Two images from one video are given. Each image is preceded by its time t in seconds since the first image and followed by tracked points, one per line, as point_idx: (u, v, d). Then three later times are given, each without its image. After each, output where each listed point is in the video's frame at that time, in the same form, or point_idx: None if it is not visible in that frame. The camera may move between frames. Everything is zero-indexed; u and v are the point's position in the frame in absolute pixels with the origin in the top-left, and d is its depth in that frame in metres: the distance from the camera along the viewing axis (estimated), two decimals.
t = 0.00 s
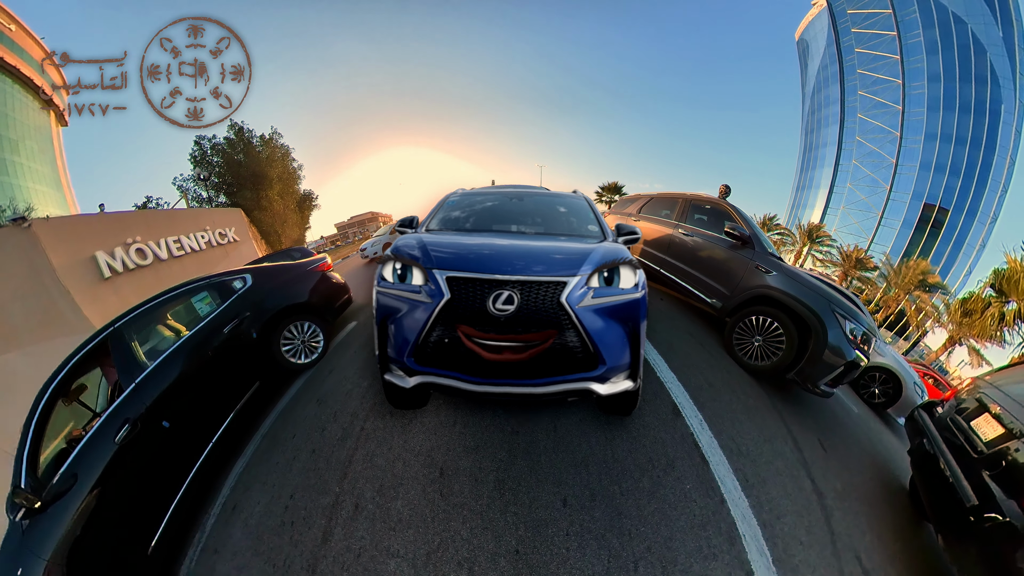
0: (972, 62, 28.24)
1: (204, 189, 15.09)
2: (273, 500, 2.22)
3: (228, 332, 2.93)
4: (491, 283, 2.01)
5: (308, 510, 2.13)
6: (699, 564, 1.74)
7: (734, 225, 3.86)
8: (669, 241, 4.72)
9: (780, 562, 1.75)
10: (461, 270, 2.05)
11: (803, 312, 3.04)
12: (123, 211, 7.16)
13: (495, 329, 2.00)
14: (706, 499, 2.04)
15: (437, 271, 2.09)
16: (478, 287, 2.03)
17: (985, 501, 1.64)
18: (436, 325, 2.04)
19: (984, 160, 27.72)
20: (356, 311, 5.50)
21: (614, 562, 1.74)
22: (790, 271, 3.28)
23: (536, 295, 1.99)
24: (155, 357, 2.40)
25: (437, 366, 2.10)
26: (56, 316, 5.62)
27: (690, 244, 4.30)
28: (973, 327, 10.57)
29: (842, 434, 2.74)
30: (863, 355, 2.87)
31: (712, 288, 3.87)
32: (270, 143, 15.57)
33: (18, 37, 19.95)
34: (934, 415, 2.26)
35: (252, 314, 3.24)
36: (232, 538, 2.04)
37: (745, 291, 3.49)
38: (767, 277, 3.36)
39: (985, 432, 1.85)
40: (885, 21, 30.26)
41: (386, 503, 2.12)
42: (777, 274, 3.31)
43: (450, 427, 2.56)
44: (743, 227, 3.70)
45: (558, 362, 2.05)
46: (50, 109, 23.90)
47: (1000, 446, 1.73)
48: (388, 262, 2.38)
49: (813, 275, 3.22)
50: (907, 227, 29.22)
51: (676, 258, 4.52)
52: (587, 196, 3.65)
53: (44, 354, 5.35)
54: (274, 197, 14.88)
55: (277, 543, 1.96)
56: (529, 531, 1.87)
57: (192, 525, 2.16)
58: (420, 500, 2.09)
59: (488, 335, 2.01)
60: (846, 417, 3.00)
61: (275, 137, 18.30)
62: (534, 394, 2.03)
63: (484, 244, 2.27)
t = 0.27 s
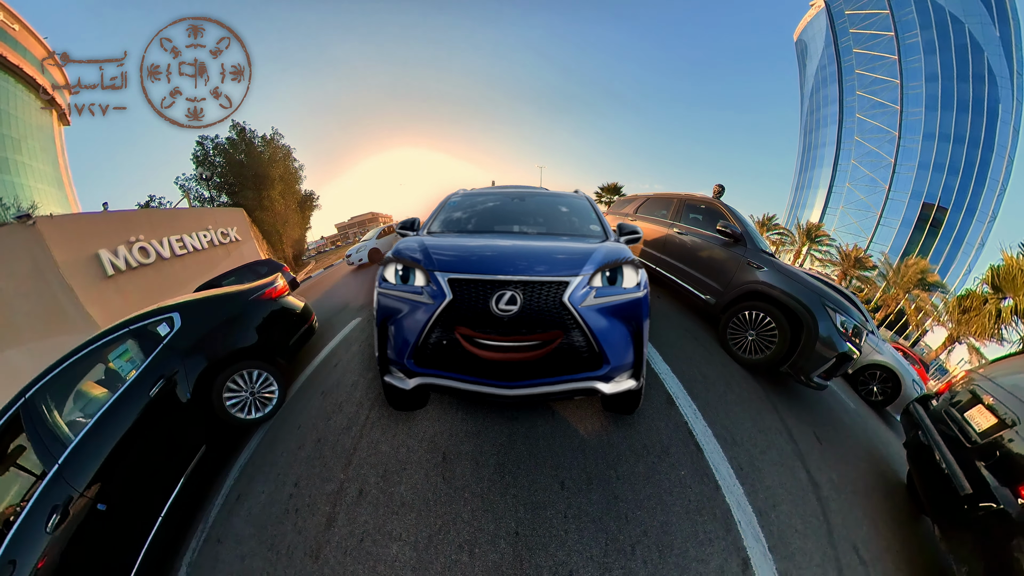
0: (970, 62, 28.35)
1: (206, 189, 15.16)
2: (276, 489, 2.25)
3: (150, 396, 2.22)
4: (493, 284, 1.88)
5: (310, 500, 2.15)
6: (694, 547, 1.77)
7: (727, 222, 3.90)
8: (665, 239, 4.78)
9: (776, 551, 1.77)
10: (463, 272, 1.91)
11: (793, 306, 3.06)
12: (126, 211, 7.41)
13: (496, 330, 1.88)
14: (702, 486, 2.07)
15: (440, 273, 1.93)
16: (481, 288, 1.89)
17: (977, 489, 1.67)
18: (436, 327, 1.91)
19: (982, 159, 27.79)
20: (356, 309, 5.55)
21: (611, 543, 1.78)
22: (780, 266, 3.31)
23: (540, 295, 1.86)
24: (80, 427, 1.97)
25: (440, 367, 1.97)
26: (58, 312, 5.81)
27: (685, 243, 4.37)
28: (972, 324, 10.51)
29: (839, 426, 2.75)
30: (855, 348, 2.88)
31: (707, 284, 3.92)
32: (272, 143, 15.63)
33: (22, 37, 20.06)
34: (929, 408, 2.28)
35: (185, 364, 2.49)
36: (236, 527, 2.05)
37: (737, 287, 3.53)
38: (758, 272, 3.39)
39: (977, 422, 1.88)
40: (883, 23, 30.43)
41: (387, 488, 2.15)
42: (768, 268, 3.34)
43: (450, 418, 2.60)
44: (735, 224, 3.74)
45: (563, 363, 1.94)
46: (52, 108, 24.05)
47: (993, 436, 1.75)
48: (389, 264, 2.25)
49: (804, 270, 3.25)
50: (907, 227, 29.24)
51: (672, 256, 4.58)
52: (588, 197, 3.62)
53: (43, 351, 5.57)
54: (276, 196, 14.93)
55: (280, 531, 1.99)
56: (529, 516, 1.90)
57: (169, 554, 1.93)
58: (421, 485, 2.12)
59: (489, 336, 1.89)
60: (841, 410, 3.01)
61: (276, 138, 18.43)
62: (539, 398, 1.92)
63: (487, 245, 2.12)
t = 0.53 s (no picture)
0: (967, 62, 28.45)
1: (207, 189, 15.20)
2: (281, 480, 2.33)
3: (72, 487, 1.83)
4: (495, 280, 1.88)
5: (316, 491, 2.21)
6: (691, 534, 1.81)
7: (720, 221, 3.94)
8: (660, 239, 4.83)
9: (770, 538, 1.80)
10: (466, 268, 1.91)
11: (786, 301, 3.09)
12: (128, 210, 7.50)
13: (499, 325, 1.87)
14: (697, 474, 2.11)
15: (441, 270, 1.94)
16: (483, 284, 1.90)
17: (969, 478, 1.70)
18: (438, 326, 1.91)
19: (980, 159, 27.87)
20: (356, 309, 5.58)
21: (609, 529, 1.82)
22: (772, 263, 3.34)
23: (542, 290, 1.87)
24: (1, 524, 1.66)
25: (440, 367, 1.98)
26: (61, 310, 5.91)
27: (680, 241, 4.42)
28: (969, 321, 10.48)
29: (834, 420, 2.78)
30: (848, 342, 2.90)
31: (701, 282, 3.96)
32: (272, 143, 15.68)
33: (22, 37, 20.12)
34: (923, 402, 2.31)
35: (107, 444, 2.03)
36: (239, 520, 2.11)
37: (731, 283, 3.57)
38: (750, 269, 3.43)
39: (970, 414, 1.90)
40: (881, 24, 30.55)
41: (393, 475, 2.23)
42: (759, 265, 3.38)
43: (455, 408, 2.67)
44: (728, 223, 3.78)
45: (564, 360, 1.93)
46: (53, 108, 24.15)
47: (986, 428, 1.77)
48: (390, 262, 2.25)
49: (796, 266, 3.27)
50: (905, 226, 29.17)
51: (668, 254, 4.62)
52: (589, 192, 3.63)
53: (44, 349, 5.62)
54: (277, 196, 14.97)
55: (283, 521, 2.06)
56: (528, 501, 1.96)
57: (158, 574, 1.89)
58: (424, 470, 2.20)
59: (492, 332, 1.88)
60: (836, 405, 3.03)
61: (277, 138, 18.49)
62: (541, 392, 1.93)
63: (489, 241, 2.13)
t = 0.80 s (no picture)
0: (967, 61, 28.48)
1: (208, 189, 15.24)
2: (287, 468, 2.44)
3: None
4: (490, 283, 1.88)
5: (322, 480, 2.31)
6: (685, 518, 1.88)
7: (713, 218, 4.00)
8: (655, 238, 4.88)
9: (763, 524, 1.85)
10: (460, 269, 1.92)
11: (778, 296, 3.13)
12: (129, 209, 7.53)
13: (493, 330, 1.89)
14: (690, 460, 2.19)
15: (437, 271, 1.94)
16: (478, 286, 1.90)
17: (961, 468, 1.73)
18: (432, 325, 1.91)
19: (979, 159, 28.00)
20: (357, 306, 5.63)
21: (605, 512, 1.91)
22: (764, 260, 3.39)
23: (537, 294, 1.87)
24: None
25: (436, 365, 1.98)
26: (64, 309, 5.97)
27: (674, 239, 4.48)
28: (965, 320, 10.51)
29: (825, 412, 2.84)
30: (840, 336, 2.93)
31: (696, 278, 4.01)
32: (273, 143, 15.71)
33: (21, 37, 20.13)
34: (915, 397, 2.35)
35: (36, 533, 1.72)
36: (244, 508, 2.22)
37: (724, 280, 3.62)
38: (743, 265, 3.48)
39: (962, 406, 1.94)
40: (881, 23, 30.60)
41: (399, 460, 2.34)
42: (752, 262, 3.43)
43: (456, 398, 2.78)
44: (721, 220, 3.84)
45: (559, 362, 1.93)
46: (52, 108, 24.17)
47: (978, 419, 1.81)
48: (387, 262, 2.24)
49: (788, 262, 3.32)
50: (905, 226, 29.28)
51: (663, 252, 4.67)
52: (586, 197, 3.68)
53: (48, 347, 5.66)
54: (278, 196, 15.01)
55: (289, 508, 2.16)
56: (525, 483, 2.07)
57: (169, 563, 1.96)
58: (428, 456, 2.31)
59: (486, 337, 1.89)
60: (833, 400, 3.05)
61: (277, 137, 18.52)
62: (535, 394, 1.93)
63: (484, 243, 2.14)
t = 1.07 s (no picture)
0: (968, 62, 28.43)
1: (210, 189, 15.28)
2: (291, 461, 2.49)
3: None
4: (495, 282, 1.89)
5: (328, 471, 2.35)
6: (681, 509, 1.92)
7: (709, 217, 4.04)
8: (654, 237, 4.90)
9: (760, 518, 1.87)
10: (465, 271, 1.92)
11: (772, 294, 3.16)
12: (132, 209, 7.57)
13: (498, 329, 1.89)
14: (686, 452, 2.24)
15: (441, 272, 1.94)
16: (483, 286, 1.91)
17: (957, 463, 1.75)
18: (436, 328, 1.91)
19: (980, 159, 28.07)
20: (358, 305, 5.67)
21: (603, 501, 1.95)
22: (760, 258, 3.42)
23: (542, 292, 1.88)
24: None
25: (439, 369, 1.98)
26: (67, 307, 6.02)
27: (672, 239, 4.51)
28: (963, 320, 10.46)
29: (823, 409, 2.87)
30: (835, 332, 2.93)
31: (693, 277, 4.05)
32: (274, 143, 15.75)
33: (22, 37, 20.20)
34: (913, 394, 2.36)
35: None
36: (248, 501, 2.26)
37: (720, 278, 3.65)
38: (738, 263, 3.52)
39: (959, 402, 1.95)
40: (882, 23, 30.57)
41: (402, 451, 2.38)
42: (747, 260, 3.46)
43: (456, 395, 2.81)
44: (717, 220, 3.88)
45: (566, 363, 1.94)
46: (53, 109, 24.22)
47: (972, 415, 1.83)
48: (390, 264, 2.25)
49: (783, 261, 3.34)
50: (905, 226, 29.22)
51: (660, 251, 4.70)
52: (589, 194, 3.68)
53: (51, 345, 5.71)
54: (280, 196, 15.06)
55: (293, 499, 2.20)
56: (525, 473, 2.12)
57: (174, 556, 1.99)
58: (430, 448, 2.36)
59: (491, 335, 1.89)
60: (831, 399, 3.06)
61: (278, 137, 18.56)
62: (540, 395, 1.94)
63: (488, 243, 2.15)
